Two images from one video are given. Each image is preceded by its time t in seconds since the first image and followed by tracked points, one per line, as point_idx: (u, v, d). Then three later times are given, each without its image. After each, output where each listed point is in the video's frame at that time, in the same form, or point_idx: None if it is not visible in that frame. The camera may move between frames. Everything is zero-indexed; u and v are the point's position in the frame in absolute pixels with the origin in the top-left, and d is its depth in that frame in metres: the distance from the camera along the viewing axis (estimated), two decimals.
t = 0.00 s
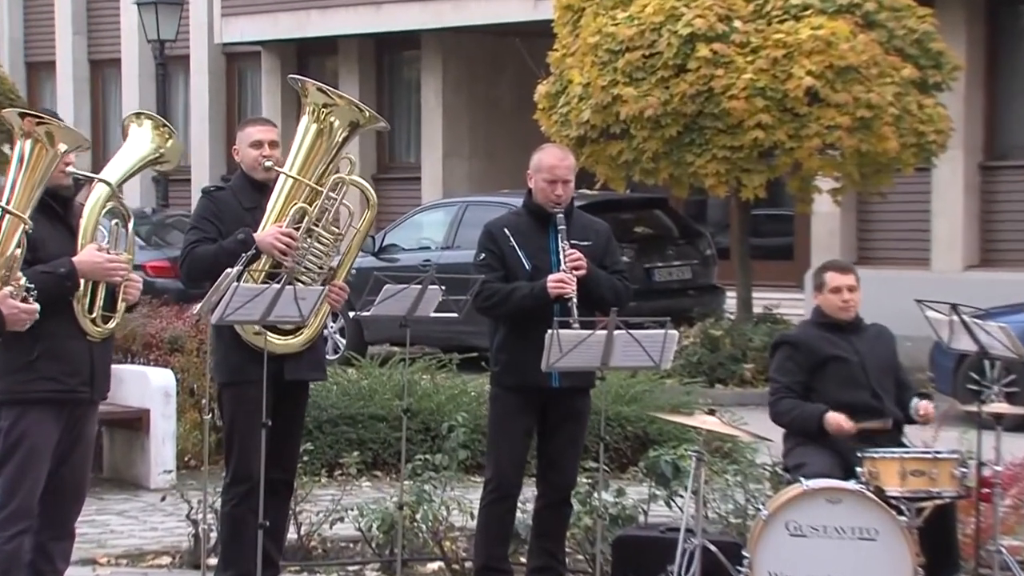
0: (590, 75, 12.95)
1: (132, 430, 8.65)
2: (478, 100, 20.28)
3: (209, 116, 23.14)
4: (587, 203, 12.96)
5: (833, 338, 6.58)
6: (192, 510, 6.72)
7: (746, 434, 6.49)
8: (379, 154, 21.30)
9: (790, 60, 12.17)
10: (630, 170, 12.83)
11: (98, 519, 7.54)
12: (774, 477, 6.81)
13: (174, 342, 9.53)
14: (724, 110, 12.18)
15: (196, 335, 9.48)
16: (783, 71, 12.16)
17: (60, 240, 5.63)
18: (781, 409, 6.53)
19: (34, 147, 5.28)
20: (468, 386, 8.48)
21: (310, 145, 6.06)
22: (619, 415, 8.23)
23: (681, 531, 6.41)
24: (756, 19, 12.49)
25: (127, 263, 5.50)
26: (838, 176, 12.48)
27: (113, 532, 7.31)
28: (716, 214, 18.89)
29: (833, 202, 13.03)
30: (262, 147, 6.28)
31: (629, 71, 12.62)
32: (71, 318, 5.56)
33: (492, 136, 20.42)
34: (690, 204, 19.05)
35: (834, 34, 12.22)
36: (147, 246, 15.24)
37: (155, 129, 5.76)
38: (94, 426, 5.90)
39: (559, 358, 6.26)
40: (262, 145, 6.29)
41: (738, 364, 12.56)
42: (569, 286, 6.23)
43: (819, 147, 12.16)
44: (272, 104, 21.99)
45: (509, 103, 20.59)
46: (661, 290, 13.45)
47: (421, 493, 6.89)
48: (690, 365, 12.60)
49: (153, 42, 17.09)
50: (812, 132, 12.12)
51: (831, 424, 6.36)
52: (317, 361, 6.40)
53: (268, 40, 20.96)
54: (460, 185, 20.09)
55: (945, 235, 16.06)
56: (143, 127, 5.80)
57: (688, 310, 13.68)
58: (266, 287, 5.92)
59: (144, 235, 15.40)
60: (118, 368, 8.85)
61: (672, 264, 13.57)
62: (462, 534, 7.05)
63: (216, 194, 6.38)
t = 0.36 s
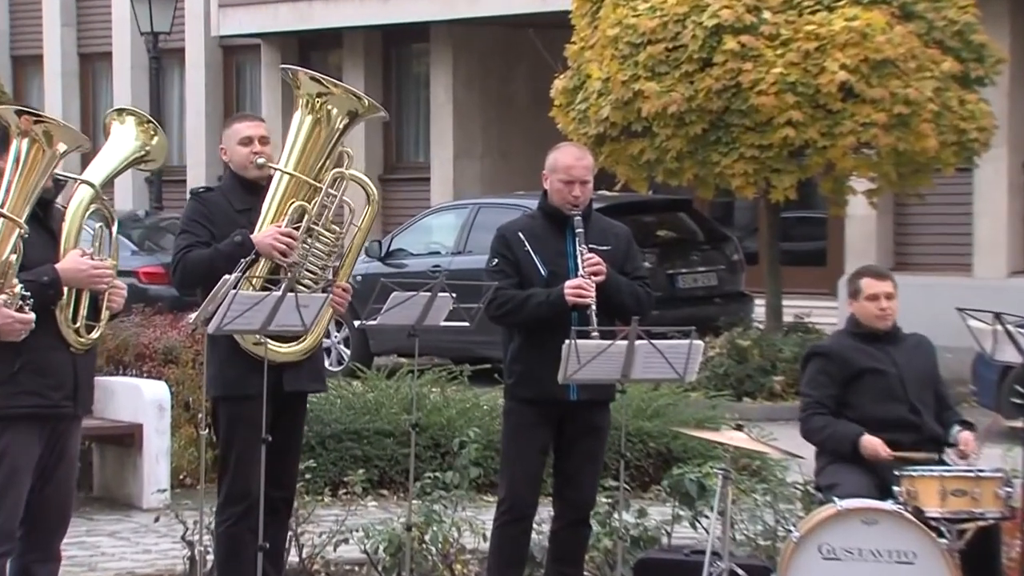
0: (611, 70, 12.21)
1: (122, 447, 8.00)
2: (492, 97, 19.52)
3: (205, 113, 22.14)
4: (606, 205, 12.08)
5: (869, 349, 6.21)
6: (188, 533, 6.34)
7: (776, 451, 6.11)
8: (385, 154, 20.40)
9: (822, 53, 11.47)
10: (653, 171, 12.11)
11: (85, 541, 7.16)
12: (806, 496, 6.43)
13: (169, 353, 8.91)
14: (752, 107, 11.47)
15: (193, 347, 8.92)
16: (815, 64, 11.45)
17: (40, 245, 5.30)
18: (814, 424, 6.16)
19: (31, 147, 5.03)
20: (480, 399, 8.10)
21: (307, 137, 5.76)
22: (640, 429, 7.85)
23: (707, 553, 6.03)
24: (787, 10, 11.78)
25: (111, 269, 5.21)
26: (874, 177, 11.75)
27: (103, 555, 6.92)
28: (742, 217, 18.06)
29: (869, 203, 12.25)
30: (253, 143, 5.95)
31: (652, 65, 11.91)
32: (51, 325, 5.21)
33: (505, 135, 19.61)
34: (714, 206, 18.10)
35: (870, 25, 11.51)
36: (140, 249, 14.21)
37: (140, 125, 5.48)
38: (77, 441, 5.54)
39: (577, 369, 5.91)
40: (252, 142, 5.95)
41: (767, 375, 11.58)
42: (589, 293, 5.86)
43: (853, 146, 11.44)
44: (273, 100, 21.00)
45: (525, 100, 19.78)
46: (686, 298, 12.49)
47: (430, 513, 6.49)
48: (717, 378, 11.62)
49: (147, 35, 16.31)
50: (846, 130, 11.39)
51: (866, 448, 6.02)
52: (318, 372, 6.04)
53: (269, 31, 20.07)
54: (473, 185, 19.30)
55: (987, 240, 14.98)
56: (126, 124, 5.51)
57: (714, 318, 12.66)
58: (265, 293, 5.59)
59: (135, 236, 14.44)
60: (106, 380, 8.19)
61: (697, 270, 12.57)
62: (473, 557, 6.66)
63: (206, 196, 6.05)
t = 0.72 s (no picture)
0: (633, 61, 11.24)
1: (115, 462, 7.61)
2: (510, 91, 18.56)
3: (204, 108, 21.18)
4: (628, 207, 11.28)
5: (909, 360, 5.84)
6: (184, 555, 5.99)
7: (810, 469, 5.75)
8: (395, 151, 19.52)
9: (859, 43, 10.52)
10: (678, 170, 11.21)
11: (75, 565, 6.78)
12: (841, 515, 6.05)
13: (164, 363, 8.36)
14: (785, 102, 10.58)
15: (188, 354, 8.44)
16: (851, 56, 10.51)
17: (26, 249, 5.00)
18: (851, 441, 5.78)
19: (28, 148, 4.77)
20: (495, 412, 7.74)
21: (307, 132, 5.53)
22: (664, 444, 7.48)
23: None
24: None
25: (98, 275, 4.92)
26: (915, 175, 10.82)
27: None
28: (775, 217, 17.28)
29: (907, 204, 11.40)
30: (246, 140, 5.66)
31: (677, 57, 11.01)
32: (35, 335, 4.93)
33: (522, 132, 18.62)
34: (744, 207, 17.09)
35: (910, 12, 10.55)
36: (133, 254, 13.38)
37: (129, 122, 5.35)
38: (60, 451, 5.28)
39: (598, 381, 5.55)
40: (244, 139, 5.66)
41: (801, 388, 10.76)
42: (609, 299, 5.52)
43: (893, 143, 10.51)
44: (275, 93, 19.98)
45: (544, 95, 18.80)
46: (716, 305, 11.64)
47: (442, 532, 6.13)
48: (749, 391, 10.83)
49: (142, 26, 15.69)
50: (886, 125, 10.46)
51: (906, 468, 5.64)
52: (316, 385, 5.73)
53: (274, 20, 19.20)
54: (488, 184, 18.36)
55: None
56: (115, 120, 5.38)
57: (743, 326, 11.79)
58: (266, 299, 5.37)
59: (129, 238, 13.57)
60: (99, 391, 7.76)
61: (726, 274, 11.68)
62: None
63: (195, 195, 5.75)
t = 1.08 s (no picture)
0: (659, 52, 10.73)
1: (106, 481, 7.24)
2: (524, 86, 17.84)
3: (201, 101, 20.26)
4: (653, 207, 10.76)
5: (951, 370, 5.46)
6: None
7: (845, 486, 5.38)
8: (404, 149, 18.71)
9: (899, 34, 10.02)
10: (707, 168, 10.69)
11: None
12: (880, 537, 5.69)
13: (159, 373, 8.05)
14: (820, 97, 10.08)
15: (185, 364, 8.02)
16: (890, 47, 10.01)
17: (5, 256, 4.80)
18: (887, 455, 5.41)
19: (18, 145, 4.57)
20: (509, 426, 7.39)
21: (310, 138, 5.33)
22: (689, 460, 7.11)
23: None
24: None
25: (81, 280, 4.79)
26: (959, 174, 10.28)
27: None
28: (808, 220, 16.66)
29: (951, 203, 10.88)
30: (243, 140, 5.40)
31: (704, 48, 10.54)
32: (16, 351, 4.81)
33: (539, 129, 17.93)
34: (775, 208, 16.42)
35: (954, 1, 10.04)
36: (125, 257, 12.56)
37: (114, 118, 5.29)
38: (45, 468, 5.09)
39: (620, 395, 5.21)
40: (242, 138, 5.40)
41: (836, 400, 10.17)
42: (631, 305, 5.19)
43: (935, 140, 9.99)
44: (276, 85, 19.08)
45: (561, 92, 18.12)
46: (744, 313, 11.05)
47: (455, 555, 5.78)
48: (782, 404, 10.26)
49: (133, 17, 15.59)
50: (927, 121, 9.94)
51: (950, 466, 5.28)
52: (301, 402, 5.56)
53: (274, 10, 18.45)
54: (503, 183, 17.60)
55: None
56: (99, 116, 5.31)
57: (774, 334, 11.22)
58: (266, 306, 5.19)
59: (121, 241, 12.73)
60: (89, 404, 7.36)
61: (755, 280, 11.12)
62: None
63: (187, 198, 5.43)
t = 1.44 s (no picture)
0: (687, 43, 9.97)
1: (95, 498, 6.84)
2: (535, 76, 16.52)
3: (195, 96, 19.03)
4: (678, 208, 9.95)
5: (997, 382, 5.10)
6: None
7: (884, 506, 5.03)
8: (411, 145, 17.23)
9: (940, 22, 9.31)
10: (737, 166, 9.91)
11: None
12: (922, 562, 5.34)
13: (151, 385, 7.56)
14: (856, 90, 9.36)
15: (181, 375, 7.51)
16: (931, 37, 9.30)
17: None
18: (928, 474, 5.07)
19: (6, 140, 4.50)
20: (525, 441, 7.02)
21: (310, 140, 5.06)
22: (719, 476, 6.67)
23: None
24: None
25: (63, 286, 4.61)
26: (1004, 173, 9.60)
27: None
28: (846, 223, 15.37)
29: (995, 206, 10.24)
30: (239, 140, 5.08)
31: (733, 39, 9.78)
32: None
33: (557, 125, 16.74)
34: (810, 209, 15.28)
35: None
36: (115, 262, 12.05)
37: (99, 116, 5.19)
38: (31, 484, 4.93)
39: (644, 408, 4.85)
40: (237, 138, 5.09)
41: (875, 415, 9.59)
42: (655, 310, 4.85)
43: (980, 136, 9.32)
44: (273, 80, 17.84)
45: (581, 85, 16.97)
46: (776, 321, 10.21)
47: None
48: (815, 417, 9.61)
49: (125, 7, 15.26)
50: (971, 116, 9.28)
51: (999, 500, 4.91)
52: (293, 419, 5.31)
53: None
54: (519, 184, 16.40)
55: None
56: (84, 115, 5.24)
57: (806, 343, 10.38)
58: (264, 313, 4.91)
59: (112, 245, 12.24)
60: (76, 419, 6.92)
61: (788, 286, 10.26)
62: None
63: (178, 200, 5.08)
